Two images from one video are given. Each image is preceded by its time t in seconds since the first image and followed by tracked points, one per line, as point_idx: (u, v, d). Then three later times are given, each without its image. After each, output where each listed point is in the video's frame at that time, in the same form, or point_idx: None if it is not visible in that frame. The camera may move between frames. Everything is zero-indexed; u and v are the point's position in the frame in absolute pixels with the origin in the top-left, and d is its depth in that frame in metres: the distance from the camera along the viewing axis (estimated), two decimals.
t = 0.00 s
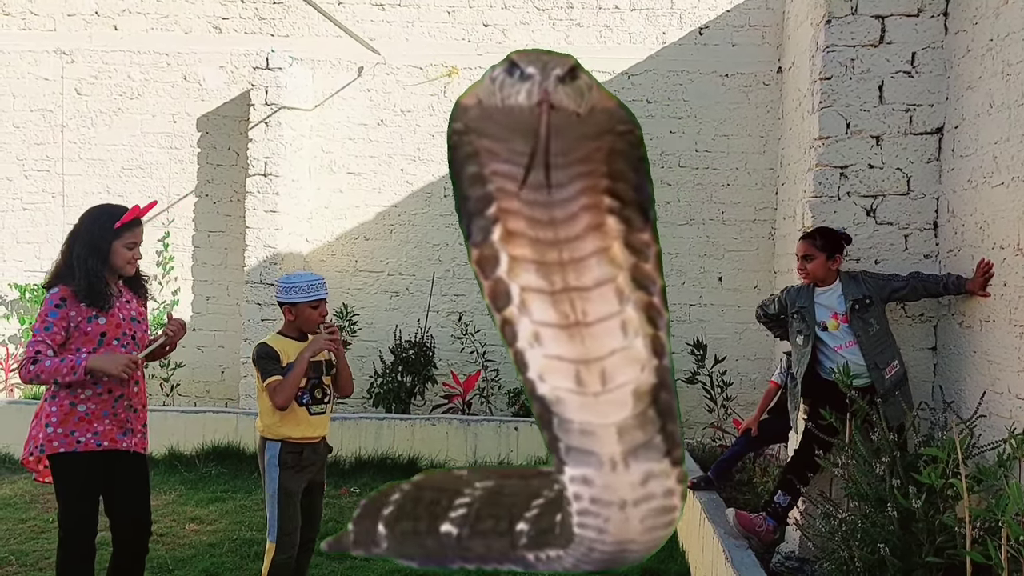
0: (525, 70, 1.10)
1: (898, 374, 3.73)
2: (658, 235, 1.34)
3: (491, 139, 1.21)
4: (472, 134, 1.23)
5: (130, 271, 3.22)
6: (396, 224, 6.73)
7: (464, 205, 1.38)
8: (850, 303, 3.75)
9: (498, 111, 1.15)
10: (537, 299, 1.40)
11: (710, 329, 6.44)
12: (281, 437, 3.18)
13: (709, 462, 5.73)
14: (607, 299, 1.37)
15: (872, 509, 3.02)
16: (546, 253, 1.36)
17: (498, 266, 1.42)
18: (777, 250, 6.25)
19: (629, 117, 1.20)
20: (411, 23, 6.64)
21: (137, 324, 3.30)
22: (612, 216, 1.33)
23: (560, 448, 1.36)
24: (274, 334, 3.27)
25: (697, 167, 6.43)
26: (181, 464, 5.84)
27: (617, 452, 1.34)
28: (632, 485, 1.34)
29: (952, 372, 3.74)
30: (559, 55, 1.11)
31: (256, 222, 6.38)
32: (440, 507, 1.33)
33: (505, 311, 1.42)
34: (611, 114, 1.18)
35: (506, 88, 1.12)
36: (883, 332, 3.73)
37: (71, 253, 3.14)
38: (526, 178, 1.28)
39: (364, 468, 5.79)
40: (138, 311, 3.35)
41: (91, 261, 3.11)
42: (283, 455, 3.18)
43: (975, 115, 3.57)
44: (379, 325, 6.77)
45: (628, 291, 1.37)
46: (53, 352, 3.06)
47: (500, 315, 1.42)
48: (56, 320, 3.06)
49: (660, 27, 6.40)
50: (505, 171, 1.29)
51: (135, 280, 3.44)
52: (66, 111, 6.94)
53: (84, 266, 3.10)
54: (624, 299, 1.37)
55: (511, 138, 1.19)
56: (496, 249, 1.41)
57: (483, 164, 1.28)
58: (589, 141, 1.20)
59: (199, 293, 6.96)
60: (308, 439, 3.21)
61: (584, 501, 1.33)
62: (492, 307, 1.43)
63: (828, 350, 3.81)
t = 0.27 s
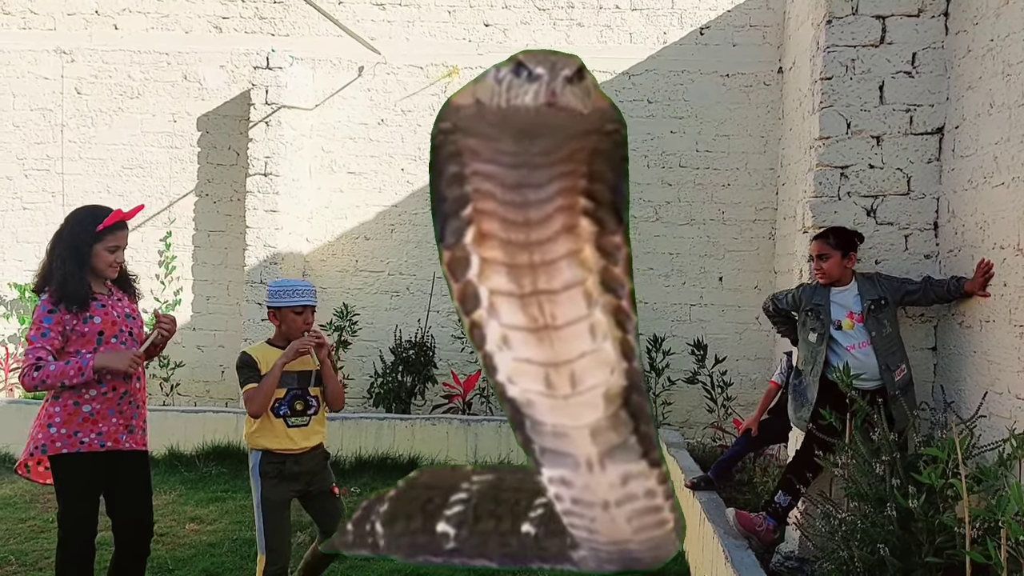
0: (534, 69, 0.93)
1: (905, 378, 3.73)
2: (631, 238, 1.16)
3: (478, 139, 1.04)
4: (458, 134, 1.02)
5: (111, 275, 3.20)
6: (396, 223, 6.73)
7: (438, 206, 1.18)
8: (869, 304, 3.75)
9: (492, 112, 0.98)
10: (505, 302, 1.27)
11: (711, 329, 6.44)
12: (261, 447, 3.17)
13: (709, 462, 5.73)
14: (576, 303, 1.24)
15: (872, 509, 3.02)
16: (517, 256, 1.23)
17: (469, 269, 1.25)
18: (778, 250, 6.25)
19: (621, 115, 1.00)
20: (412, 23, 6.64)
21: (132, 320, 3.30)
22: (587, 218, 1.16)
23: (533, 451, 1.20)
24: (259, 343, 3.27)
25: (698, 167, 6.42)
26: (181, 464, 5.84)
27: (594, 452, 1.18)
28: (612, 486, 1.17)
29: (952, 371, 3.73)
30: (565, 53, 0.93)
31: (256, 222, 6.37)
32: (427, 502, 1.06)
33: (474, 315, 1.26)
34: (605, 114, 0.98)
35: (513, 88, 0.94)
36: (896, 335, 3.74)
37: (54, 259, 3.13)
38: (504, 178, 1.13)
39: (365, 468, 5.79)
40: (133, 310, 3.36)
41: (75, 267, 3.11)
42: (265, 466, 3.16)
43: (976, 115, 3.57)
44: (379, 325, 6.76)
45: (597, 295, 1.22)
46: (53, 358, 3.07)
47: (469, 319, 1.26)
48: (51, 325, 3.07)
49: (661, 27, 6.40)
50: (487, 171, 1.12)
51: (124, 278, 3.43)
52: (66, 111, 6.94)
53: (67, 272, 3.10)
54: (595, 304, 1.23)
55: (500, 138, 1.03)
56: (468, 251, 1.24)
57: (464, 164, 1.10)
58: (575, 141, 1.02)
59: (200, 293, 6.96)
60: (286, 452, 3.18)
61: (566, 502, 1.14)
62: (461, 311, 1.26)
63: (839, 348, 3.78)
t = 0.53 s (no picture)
0: (553, 71, 0.94)
1: (903, 387, 3.72)
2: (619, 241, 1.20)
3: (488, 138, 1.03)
4: (469, 133, 1.04)
5: (102, 276, 3.19)
6: (397, 223, 6.73)
7: (436, 204, 1.16)
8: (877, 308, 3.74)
9: (509, 113, 0.99)
10: (483, 305, 1.21)
11: (710, 330, 6.44)
12: (256, 439, 3.18)
13: (708, 464, 5.73)
14: (554, 304, 1.19)
15: (871, 511, 3.03)
16: (505, 256, 1.19)
17: (455, 269, 1.21)
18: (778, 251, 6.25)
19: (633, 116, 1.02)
20: (413, 22, 6.64)
21: (128, 319, 3.30)
22: (581, 219, 1.17)
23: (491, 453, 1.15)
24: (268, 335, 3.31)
25: (699, 167, 6.42)
26: (180, 464, 5.84)
27: (550, 455, 1.13)
28: (569, 488, 1.12)
29: (951, 374, 3.73)
30: (586, 57, 0.95)
31: (256, 221, 6.38)
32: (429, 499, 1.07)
33: (450, 317, 1.21)
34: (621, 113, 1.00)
35: (532, 90, 0.94)
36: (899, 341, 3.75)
37: (46, 262, 3.14)
38: (508, 178, 1.11)
39: (364, 468, 5.79)
40: (128, 308, 3.36)
41: (67, 269, 3.11)
42: (261, 461, 3.16)
43: (975, 118, 3.57)
44: (379, 325, 6.77)
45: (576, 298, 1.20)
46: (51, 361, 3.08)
47: (445, 320, 1.21)
48: (47, 328, 3.07)
49: (662, 27, 6.40)
50: (493, 171, 1.11)
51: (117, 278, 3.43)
52: (67, 109, 6.95)
53: (58, 274, 3.10)
54: (572, 306, 1.20)
55: (511, 138, 1.03)
56: (458, 250, 1.19)
57: (470, 162, 1.09)
58: (584, 143, 1.03)
59: (200, 292, 6.97)
60: (278, 448, 3.17)
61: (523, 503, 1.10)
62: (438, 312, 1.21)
63: (839, 349, 3.76)
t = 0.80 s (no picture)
0: (567, 72, 0.96)
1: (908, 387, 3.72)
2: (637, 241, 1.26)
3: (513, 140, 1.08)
4: (494, 135, 1.08)
5: (101, 276, 3.19)
6: (398, 225, 6.73)
7: (459, 204, 1.21)
8: (894, 307, 3.74)
9: (530, 115, 1.01)
10: (492, 303, 1.28)
11: (712, 330, 6.44)
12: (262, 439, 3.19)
13: (710, 463, 5.73)
14: (561, 304, 1.27)
15: (873, 510, 3.03)
16: (521, 254, 1.24)
17: (471, 268, 1.26)
18: (779, 251, 6.26)
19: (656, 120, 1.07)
20: (413, 24, 6.65)
21: (128, 321, 3.31)
22: (602, 218, 1.24)
23: (461, 455, 1.24)
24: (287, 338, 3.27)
25: (699, 168, 6.42)
26: (183, 465, 5.85)
27: (517, 458, 1.24)
28: (527, 489, 1.23)
29: (953, 373, 3.72)
30: (601, 58, 0.97)
31: (258, 223, 6.38)
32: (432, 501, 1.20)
33: (458, 317, 1.28)
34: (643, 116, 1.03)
35: (548, 92, 0.98)
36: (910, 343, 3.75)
37: (43, 264, 3.14)
38: (532, 178, 1.17)
39: (366, 469, 5.79)
40: (127, 310, 3.36)
41: (63, 270, 3.11)
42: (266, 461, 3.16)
43: (976, 116, 3.57)
44: (381, 326, 6.77)
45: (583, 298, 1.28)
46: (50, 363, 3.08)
47: (451, 320, 1.28)
48: (46, 331, 3.08)
49: (662, 28, 6.40)
50: (516, 172, 1.16)
51: (117, 280, 3.43)
52: (68, 112, 6.95)
53: (54, 275, 3.10)
54: (577, 307, 1.28)
55: (534, 138, 1.07)
56: (477, 250, 1.24)
57: (494, 163, 1.14)
58: (609, 142, 1.08)
59: (202, 294, 6.97)
60: (284, 453, 3.16)
61: (476, 504, 1.21)
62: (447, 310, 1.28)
63: (851, 346, 3.74)
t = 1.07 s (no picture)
0: (573, 72, 0.85)
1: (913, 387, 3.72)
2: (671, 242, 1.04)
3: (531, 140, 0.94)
4: (512, 137, 0.93)
5: (97, 277, 3.19)
6: (397, 224, 6.74)
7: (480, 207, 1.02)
8: (899, 303, 3.72)
9: (543, 116, 0.89)
10: (522, 300, 1.09)
11: (711, 328, 6.45)
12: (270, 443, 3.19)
13: (710, 462, 5.74)
14: (595, 301, 1.08)
15: (872, 507, 3.04)
16: (551, 252, 1.07)
17: (502, 264, 1.07)
18: (778, 250, 6.26)
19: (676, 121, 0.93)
20: (411, 24, 6.64)
21: (125, 323, 3.30)
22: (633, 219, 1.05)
23: (475, 454, 1.01)
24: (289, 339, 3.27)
25: (699, 166, 6.42)
26: (184, 465, 5.85)
27: (528, 457, 1.00)
28: (526, 489, 0.98)
29: (953, 369, 3.70)
30: (606, 57, 0.86)
31: (257, 224, 6.38)
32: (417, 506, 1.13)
33: (489, 313, 1.07)
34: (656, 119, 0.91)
35: (553, 92, 0.86)
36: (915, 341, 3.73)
37: (38, 265, 3.16)
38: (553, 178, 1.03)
39: (367, 468, 5.80)
40: (126, 312, 3.36)
41: (57, 272, 3.13)
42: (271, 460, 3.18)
43: (974, 114, 3.57)
44: (381, 325, 6.77)
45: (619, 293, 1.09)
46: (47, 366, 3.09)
47: (483, 317, 1.06)
48: (42, 334, 3.09)
49: (660, 26, 6.40)
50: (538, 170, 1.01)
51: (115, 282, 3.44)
52: (67, 113, 6.95)
53: (48, 276, 3.12)
54: (612, 303, 1.09)
55: (551, 139, 0.95)
56: (505, 248, 1.06)
57: (514, 164, 0.98)
58: (625, 143, 0.95)
59: (202, 294, 6.97)
60: (292, 457, 3.17)
61: (466, 504, 0.97)
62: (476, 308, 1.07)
63: (856, 344, 3.76)
